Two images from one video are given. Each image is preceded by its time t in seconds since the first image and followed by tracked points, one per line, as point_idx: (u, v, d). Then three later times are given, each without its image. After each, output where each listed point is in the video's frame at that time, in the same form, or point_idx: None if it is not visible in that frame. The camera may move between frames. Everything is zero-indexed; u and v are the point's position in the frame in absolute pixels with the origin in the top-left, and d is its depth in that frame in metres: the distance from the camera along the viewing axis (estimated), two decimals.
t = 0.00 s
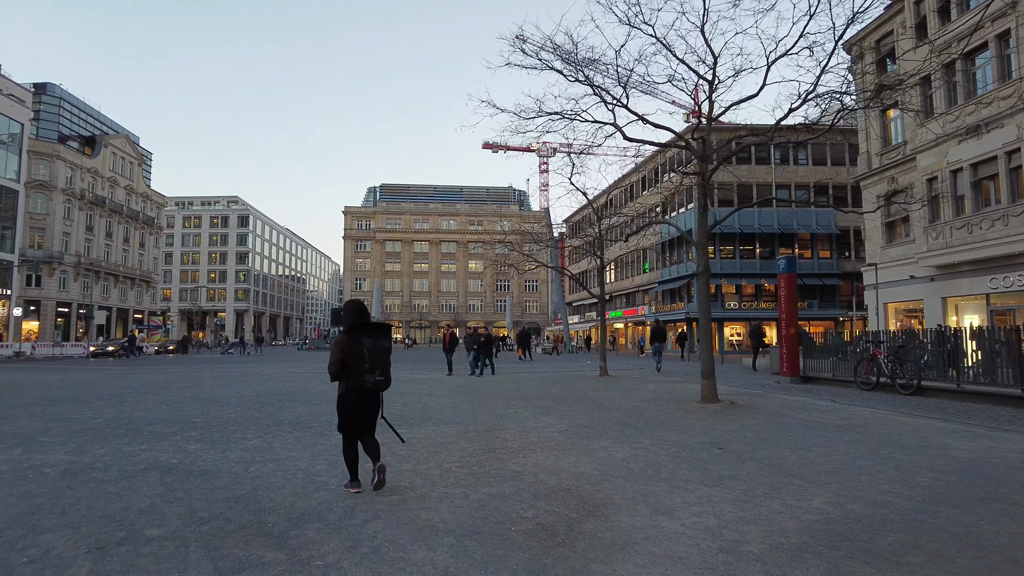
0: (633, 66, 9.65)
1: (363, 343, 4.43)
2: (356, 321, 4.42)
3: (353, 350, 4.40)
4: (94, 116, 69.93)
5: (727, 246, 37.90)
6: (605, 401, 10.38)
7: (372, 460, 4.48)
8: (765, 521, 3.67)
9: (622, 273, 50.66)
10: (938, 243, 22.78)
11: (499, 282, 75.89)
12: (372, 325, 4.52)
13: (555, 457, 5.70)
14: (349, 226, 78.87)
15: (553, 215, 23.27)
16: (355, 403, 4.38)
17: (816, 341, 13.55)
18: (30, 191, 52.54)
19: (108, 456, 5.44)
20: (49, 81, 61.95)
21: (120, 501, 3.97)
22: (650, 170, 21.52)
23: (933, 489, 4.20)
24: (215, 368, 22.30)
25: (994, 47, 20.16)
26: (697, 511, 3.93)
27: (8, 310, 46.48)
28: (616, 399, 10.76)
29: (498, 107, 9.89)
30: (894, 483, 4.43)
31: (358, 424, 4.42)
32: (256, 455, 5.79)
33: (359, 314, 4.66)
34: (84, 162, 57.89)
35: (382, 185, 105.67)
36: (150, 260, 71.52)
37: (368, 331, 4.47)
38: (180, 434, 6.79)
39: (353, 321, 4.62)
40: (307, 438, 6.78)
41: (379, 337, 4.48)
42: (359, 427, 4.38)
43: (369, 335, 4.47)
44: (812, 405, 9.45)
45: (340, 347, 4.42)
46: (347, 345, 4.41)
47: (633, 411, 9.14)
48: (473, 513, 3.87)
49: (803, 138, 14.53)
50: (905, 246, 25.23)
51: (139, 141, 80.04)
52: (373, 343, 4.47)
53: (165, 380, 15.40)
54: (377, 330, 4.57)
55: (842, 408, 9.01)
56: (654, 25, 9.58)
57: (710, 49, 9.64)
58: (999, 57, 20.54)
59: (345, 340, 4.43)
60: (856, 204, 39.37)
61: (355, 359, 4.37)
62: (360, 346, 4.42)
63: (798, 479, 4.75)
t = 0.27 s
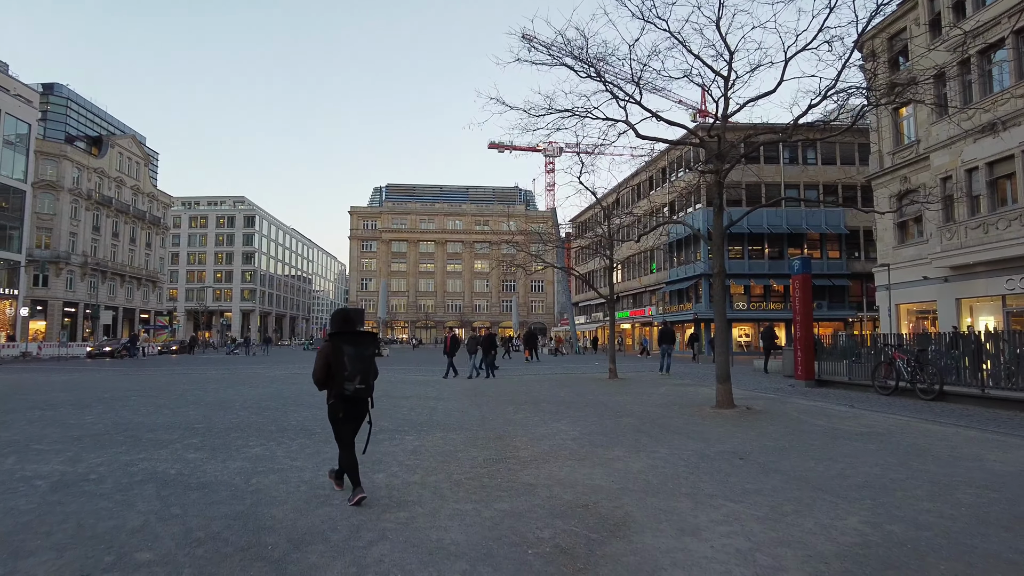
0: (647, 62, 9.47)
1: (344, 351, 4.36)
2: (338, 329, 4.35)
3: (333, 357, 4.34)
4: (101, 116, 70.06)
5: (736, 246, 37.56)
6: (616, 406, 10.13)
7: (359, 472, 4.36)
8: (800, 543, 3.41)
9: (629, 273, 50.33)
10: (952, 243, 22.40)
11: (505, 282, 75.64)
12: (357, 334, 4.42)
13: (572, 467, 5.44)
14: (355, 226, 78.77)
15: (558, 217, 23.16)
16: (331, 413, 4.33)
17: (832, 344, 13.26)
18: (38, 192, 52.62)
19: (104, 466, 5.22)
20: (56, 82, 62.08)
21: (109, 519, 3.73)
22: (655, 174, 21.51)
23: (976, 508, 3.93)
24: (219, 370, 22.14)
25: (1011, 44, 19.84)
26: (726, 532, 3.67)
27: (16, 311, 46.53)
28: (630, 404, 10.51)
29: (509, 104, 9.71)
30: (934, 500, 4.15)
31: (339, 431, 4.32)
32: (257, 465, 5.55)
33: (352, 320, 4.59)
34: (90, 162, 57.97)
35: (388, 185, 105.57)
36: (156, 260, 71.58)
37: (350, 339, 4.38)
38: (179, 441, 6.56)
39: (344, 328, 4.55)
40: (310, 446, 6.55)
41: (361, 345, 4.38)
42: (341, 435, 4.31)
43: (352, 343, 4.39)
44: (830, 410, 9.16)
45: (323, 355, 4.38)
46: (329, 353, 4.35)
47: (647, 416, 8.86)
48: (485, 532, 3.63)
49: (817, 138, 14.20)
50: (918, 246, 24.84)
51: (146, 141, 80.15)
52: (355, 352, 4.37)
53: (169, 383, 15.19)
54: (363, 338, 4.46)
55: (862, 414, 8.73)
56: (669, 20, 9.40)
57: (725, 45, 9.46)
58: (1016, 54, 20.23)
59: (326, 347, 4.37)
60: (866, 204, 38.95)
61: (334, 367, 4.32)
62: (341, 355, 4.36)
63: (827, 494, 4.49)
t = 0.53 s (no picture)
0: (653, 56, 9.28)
1: (328, 347, 4.42)
2: (323, 326, 4.41)
3: (317, 353, 4.38)
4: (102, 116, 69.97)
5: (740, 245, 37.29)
6: (621, 407, 9.93)
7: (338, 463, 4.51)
8: (827, 557, 3.20)
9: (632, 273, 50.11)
10: (960, 241, 22.16)
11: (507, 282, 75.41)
12: (339, 330, 4.51)
13: (579, 473, 5.23)
14: (357, 226, 78.56)
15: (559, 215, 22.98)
16: (317, 408, 4.39)
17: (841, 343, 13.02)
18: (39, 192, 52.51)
19: (91, 471, 5.01)
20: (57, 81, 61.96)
21: (91, 530, 3.51)
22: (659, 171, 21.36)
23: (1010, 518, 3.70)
24: (219, 371, 21.94)
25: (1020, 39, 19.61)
26: (745, 544, 3.45)
27: (17, 311, 46.42)
28: (635, 405, 10.30)
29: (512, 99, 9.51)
30: (962, 508, 3.93)
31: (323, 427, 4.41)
32: (252, 469, 5.34)
33: (328, 316, 4.63)
34: (92, 162, 57.88)
35: (389, 185, 105.40)
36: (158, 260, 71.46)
37: (336, 337, 4.45)
38: (172, 445, 6.35)
39: (320, 324, 4.59)
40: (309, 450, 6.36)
41: (346, 343, 4.47)
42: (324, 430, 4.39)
43: (335, 340, 4.46)
44: (841, 411, 8.95)
45: (305, 351, 4.39)
46: (313, 349, 4.37)
47: (654, 419, 8.66)
48: (489, 545, 3.42)
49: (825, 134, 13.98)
50: (925, 245, 24.56)
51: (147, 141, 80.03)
52: (338, 348, 4.46)
53: (166, 383, 14.99)
54: (342, 335, 4.56)
55: (875, 415, 8.51)
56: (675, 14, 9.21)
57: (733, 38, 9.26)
58: None
59: (310, 344, 4.39)
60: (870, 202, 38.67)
61: (318, 364, 4.36)
62: (325, 351, 4.41)
63: (848, 501, 4.27)
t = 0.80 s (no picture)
0: (655, 46, 9.06)
1: (299, 352, 4.37)
2: (294, 331, 4.35)
3: (287, 359, 4.33)
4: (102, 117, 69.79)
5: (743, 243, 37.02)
6: (624, 407, 9.72)
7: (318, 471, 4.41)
8: (854, 570, 2.97)
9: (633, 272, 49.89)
10: (966, 239, 21.90)
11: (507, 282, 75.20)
12: (310, 334, 4.45)
13: (584, 479, 4.99)
14: (357, 226, 78.34)
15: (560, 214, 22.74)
16: (291, 415, 4.33)
17: (849, 342, 12.76)
18: (38, 192, 52.32)
19: (71, 476, 4.77)
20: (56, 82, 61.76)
21: (59, 542, 3.27)
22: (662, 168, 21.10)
23: None
24: (218, 371, 21.70)
25: None
26: (764, 557, 3.21)
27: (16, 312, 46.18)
28: (640, 406, 10.05)
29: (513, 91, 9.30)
30: (993, 517, 3.68)
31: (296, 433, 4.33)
32: (241, 475, 5.10)
33: (297, 322, 4.57)
34: (91, 162, 57.70)
35: (389, 185, 105.19)
36: (158, 261, 71.28)
37: (307, 341, 4.39)
38: (160, 448, 6.11)
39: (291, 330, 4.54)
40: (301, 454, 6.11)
41: (317, 347, 4.41)
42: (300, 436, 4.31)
43: (307, 344, 4.41)
44: (851, 411, 8.70)
45: (275, 357, 4.35)
46: (283, 356, 4.33)
47: (660, 419, 8.41)
48: (487, 559, 3.18)
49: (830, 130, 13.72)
50: (930, 243, 24.29)
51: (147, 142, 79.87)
52: (309, 353, 4.40)
53: (160, 384, 14.75)
54: (313, 339, 4.49)
55: (886, 414, 8.27)
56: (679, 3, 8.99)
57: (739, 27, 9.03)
58: None
59: (280, 350, 4.34)
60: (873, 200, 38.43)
61: (288, 369, 4.30)
62: (298, 356, 4.35)
63: (871, 507, 4.02)
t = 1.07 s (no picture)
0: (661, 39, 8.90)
1: (264, 345, 4.45)
2: (258, 323, 4.45)
3: (251, 351, 4.42)
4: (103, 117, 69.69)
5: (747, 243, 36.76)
6: (630, 409, 9.50)
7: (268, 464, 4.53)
8: None
9: (636, 272, 49.66)
10: (974, 237, 21.63)
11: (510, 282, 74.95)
12: (276, 327, 4.54)
13: (590, 486, 4.76)
14: (359, 226, 78.17)
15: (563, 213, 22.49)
16: (254, 405, 4.42)
17: (858, 341, 12.51)
18: (39, 192, 52.23)
19: (55, 482, 4.56)
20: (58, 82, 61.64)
21: (30, 558, 3.05)
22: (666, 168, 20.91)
23: None
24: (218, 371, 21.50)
25: None
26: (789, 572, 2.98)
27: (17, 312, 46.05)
28: (645, 407, 9.83)
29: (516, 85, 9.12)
30: None
31: (258, 425, 4.42)
32: (231, 481, 4.88)
33: (264, 315, 4.67)
34: (92, 162, 57.63)
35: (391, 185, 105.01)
36: (159, 261, 71.20)
37: (271, 334, 4.49)
38: (150, 452, 5.89)
39: (258, 321, 4.63)
40: (296, 459, 5.89)
41: (282, 339, 4.51)
42: (258, 428, 4.42)
43: (271, 337, 4.50)
44: (864, 412, 8.47)
45: (240, 349, 4.44)
46: (247, 347, 4.42)
47: (667, 422, 8.18)
48: None
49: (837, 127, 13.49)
50: (937, 241, 24.02)
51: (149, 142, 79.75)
52: (274, 346, 4.49)
53: (159, 386, 14.58)
54: (279, 333, 4.58)
55: (900, 416, 8.04)
56: None
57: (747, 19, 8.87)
58: None
59: (245, 342, 4.44)
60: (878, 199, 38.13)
61: (253, 361, 4.40)
62: (261, 348, 4.44)
63: (897, 517, 3.80)
